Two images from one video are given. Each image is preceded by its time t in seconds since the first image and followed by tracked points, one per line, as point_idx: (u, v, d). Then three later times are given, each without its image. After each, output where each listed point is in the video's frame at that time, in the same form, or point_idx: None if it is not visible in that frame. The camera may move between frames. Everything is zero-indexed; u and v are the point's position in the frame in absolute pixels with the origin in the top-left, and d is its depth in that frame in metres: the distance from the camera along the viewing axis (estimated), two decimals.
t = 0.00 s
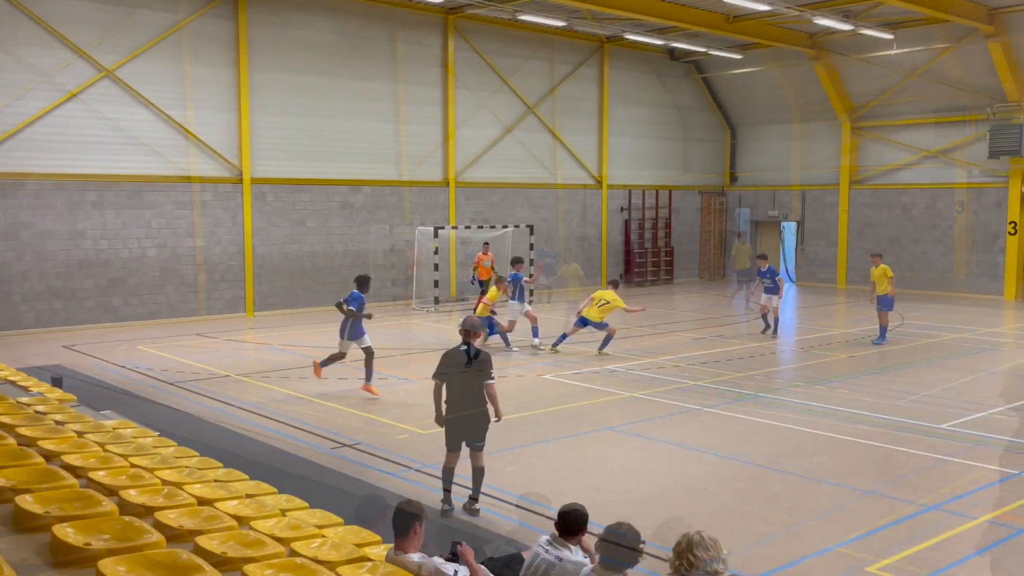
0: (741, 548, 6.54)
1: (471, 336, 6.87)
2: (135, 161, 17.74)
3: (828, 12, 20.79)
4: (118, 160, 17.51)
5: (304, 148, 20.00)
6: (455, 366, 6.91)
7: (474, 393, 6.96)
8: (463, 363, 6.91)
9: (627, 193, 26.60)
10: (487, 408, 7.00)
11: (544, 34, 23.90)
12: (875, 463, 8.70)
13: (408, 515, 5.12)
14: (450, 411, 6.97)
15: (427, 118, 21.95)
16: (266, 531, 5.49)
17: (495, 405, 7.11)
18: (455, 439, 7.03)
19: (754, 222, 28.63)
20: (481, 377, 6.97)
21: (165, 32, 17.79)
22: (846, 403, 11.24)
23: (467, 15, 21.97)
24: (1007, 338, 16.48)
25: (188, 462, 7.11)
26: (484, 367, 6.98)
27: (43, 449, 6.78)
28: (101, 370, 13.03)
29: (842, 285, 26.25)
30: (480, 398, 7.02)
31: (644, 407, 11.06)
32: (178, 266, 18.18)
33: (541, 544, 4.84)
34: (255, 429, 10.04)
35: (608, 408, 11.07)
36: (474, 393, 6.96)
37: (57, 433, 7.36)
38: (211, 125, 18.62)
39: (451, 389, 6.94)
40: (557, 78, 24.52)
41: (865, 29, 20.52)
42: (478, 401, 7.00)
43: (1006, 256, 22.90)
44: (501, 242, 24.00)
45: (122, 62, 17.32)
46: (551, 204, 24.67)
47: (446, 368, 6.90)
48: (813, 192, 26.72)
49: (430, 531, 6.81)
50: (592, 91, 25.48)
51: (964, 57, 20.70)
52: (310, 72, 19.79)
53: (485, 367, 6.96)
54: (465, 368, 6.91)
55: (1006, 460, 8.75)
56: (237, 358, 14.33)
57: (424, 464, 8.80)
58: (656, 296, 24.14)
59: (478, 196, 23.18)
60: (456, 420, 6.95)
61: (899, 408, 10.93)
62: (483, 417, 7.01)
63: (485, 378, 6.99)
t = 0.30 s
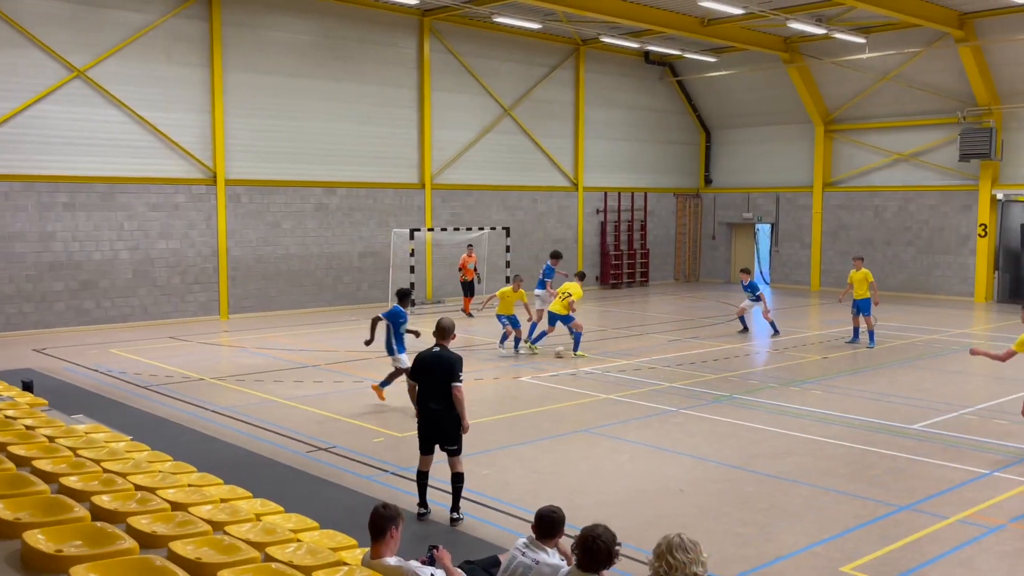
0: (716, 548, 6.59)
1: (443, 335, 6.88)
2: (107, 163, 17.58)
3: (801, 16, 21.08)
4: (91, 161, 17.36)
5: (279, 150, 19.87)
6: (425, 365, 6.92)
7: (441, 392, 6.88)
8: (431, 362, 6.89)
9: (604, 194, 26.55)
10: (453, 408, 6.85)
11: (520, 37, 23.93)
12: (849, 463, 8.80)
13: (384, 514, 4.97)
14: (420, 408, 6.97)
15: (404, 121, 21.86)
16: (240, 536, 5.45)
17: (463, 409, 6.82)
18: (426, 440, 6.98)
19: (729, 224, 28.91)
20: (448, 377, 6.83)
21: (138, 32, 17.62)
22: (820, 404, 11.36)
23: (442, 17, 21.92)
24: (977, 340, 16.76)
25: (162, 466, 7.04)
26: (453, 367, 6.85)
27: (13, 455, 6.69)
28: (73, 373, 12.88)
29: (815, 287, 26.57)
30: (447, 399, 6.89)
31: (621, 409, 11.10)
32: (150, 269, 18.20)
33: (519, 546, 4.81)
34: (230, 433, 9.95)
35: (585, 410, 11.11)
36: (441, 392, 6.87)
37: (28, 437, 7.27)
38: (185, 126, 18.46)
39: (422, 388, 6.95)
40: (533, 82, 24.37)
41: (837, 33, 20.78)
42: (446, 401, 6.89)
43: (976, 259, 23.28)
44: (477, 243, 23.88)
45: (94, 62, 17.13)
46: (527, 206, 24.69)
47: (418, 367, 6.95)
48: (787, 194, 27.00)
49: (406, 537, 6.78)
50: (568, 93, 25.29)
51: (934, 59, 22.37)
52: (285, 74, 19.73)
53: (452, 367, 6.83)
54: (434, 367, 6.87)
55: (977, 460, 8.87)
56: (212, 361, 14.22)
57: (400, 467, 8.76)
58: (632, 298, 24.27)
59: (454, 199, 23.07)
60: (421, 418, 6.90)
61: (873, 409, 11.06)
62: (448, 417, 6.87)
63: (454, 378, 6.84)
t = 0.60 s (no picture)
0: (692, 549, 6.62)
1: (418, 337, 6.87)
2: (80, 163, 17.39)
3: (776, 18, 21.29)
4: (63, 161, 17.17)
5: (254, 150, 19.74)
6: (402, 367, 6.89)
7: (419, 394, 6.87)
8: (408, 364, 6.87)
9: (580, 196, 26.64)
10: (432, 409, 6.86)
11: (496, 37, 23.94)
12: (823, 462, 8.89)
13: (359, 518, 4.95)
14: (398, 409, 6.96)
15: (380, 121, 21.80)
16: (215, 539, 5.41)
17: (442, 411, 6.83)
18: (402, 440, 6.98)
19: (704, 225, 29.12)
20: (426, 380, 6.83)
21: (111, 31, 17.44)
22: (794, 404, 11.46)
23: (418, 18, 21.89)
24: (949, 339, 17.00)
25: (136, 470, 6.98)
26: (431, 369, 6.84)
27: None
28: (44, 376, 12.70)
29: (789, 287, 26.83)
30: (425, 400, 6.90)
31: (597, 410, 11.14)
32: (124, 270, 18.01)
33: (496, 547, 4.79)
34: (205, 436, 9.87)
35: (562, 411, 11.14)
36: (420, 394, 6.87)
37: None
38: (158, 127, 18.30)
39: (399, 389, 6.93)
40: (509, 82, 24.40)
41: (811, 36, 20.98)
42: (425, 402, 6.90)
43: (947, 259, 23.60)
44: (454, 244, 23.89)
45: (65, 61, 16.93)
46: (504, 207, 24.70)
47: (394, 369, 6.92)
48: (762, 195, 27.24)
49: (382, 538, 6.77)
50: (544, 94, 25.34)
51: (905, 62, 22.71)
52: (261, 75, 19.62)
53: (430, 369, 6.82)
54: (411, 369, 6.85)
55: (949, 459, 8.99)
56: (186, 363, 14.09)
57: (377, 469, 8.73)
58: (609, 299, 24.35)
59: (430, 200, 23.03)
60: (398, 420, 6.89)
61: (846, 408, 11.19)
62: (426, 419, 6.88)
63: (432, 380, 6.84)
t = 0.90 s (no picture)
0: (666, 548, 6.65)
1: (376, 339, 6.85)
2: (48, 163, 17.16)
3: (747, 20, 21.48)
4: (31, 161, 16.93)
5: (226, 150, 19.59)
6: (363, 370, 6.82)
7: (384, 395, 6.87)
8: (370, 366, 6.82)
9: (554, 196, 26.70)
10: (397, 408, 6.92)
11: (470, 38, 23.94)
12: (794, 461, 8.97)
13: (341, 516, 4.90)
14: (360, 412, 6.89)
15: (353, 121, 21.72)
16: (186, 543, 5.36)
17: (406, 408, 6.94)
18: (366, 442, 6.93)
19: (678, 225, 29.34)
20: (391, 379, 6.86)
21: (79, 30, 17.22)
22: (766, 403, 11.57)
23: (392, 17, 21.83)
24: (919, 338, 17.24)
25: (105, 473, 6.90)
26: (393, 368, 6.88)
27: None
28: (11, 379, 12.51)
29: (761, 286, 27.08)
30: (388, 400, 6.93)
31: (572, 410, 11.18)
32: (93, 271, 17.80)
33: (469, 548, 4.75)
34: (176, 438, 9.77)
35: (536, 411, 11.16)
36: (384, 395, 6.88)
37: None
38: (128, 126, 18.10)
39: (360, 393, 6.86)
40: (483, 83, 24.40)
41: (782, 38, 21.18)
42: (387, 402, 6.93)
43: (917, 259, 23.91)
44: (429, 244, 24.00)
45: (33, 60, 16.69)
46: (478, 207, 24.70)
47: (354, 373, 6.83)
48: (735, 196, 27.48)
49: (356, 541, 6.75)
50: (519, 94, 25.37)
51: (874, 64, 23.01)
52: (233, 75, 19.47)
53: (393, 368, 6.86)
54: (374, 371, 6.83)
55: (918, 456, 9.11)
56: (158, 365, 13.95)
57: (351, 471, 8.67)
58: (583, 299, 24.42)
59: (404, 200, 22.97)
60: (365, 422, 6.83)
61: (816, 407, 11.31)
62: (391, 418, 6.92)
63: (395, 379, 6.89)
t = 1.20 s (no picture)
0: (636, 546, 6.66)
1: (321, 332, 6.88)
2: (11, 161, 16.87)
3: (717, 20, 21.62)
4: None
5: (194, 149, 19.38)
6: (311, 363, 6.87)
7: (332, 387, 6.93)
8: (316, 360, 6.87)
9: (526, 195, 26.72)
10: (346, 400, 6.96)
11: (441, 37, 23.89)
12: (763, 458, 9.04)
13: (335, 497, 4.66)
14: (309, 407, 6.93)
15: (323, 120, 21.58)
16: (150, 545, 5.29)
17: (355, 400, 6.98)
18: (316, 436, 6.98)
19: (649, 225, 29.50)
20: (338, 372, 6.91)
21: (43, 26, 16.95)
22: (736, 400, 11.65)
23: (362, 16, 21.72)
24: (886, 335, 17.46)
25: (69, 476, 6.79)
26: (340, 360, 6.93)
27: None
28: None
29: (732, 285, 27.29)
30: (337, 392, 6.99)
31: (543, 408, 11.19)
32: (58, 271, 17.53)
33: (438, 548, 4.62)
34: (142, 440, 9.63)
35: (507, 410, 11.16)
36: (332, 388, 6.93)
37: None
38: (94, 125, 17.84)
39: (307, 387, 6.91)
40: (454, 82, 24.35)
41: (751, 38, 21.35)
42: (336, 395, 6.98)
43: (884, 257, 24.22)
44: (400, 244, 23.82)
45: None
46: (449, 206, 24.64)
47: (301, 367, 6.87)
48: (705, 195, 27.68)
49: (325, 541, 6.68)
50: (490, 93, 25.36)
51: (841, 64, 23.28)
52: (200, 73, 19.26)
53: (341, 360, 6.91)
54: (321, 364, 6.88)
55: (885, 452, 9.22)
56: (124, 366, 13.76)
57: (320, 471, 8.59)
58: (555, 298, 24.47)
59: (375, 199, 22.87)
60: (315, 416, 6.87)
61: (785, 404, 11.41)
62: (340, 410, 6.97)
63: (342, 371, 6.94)
